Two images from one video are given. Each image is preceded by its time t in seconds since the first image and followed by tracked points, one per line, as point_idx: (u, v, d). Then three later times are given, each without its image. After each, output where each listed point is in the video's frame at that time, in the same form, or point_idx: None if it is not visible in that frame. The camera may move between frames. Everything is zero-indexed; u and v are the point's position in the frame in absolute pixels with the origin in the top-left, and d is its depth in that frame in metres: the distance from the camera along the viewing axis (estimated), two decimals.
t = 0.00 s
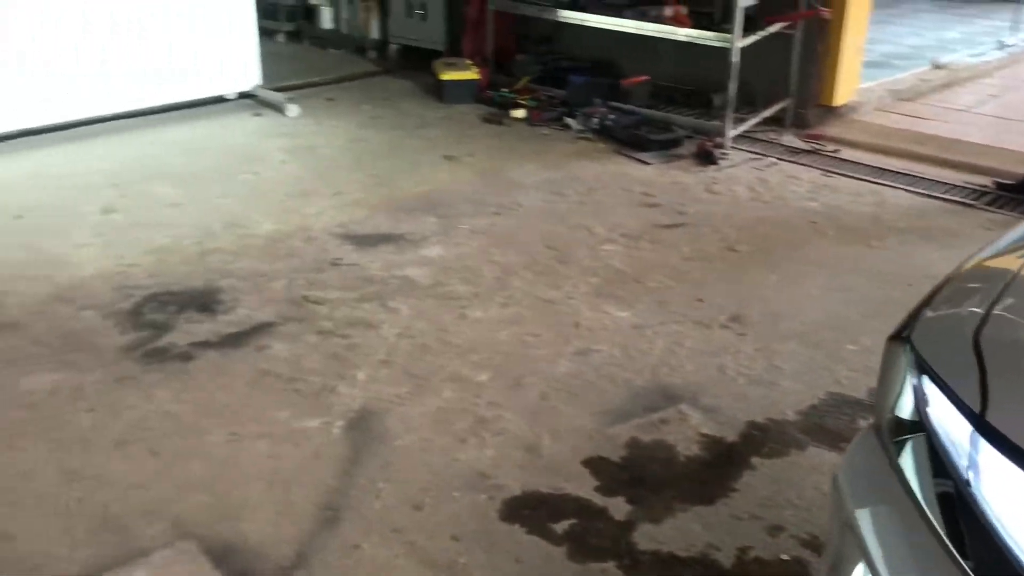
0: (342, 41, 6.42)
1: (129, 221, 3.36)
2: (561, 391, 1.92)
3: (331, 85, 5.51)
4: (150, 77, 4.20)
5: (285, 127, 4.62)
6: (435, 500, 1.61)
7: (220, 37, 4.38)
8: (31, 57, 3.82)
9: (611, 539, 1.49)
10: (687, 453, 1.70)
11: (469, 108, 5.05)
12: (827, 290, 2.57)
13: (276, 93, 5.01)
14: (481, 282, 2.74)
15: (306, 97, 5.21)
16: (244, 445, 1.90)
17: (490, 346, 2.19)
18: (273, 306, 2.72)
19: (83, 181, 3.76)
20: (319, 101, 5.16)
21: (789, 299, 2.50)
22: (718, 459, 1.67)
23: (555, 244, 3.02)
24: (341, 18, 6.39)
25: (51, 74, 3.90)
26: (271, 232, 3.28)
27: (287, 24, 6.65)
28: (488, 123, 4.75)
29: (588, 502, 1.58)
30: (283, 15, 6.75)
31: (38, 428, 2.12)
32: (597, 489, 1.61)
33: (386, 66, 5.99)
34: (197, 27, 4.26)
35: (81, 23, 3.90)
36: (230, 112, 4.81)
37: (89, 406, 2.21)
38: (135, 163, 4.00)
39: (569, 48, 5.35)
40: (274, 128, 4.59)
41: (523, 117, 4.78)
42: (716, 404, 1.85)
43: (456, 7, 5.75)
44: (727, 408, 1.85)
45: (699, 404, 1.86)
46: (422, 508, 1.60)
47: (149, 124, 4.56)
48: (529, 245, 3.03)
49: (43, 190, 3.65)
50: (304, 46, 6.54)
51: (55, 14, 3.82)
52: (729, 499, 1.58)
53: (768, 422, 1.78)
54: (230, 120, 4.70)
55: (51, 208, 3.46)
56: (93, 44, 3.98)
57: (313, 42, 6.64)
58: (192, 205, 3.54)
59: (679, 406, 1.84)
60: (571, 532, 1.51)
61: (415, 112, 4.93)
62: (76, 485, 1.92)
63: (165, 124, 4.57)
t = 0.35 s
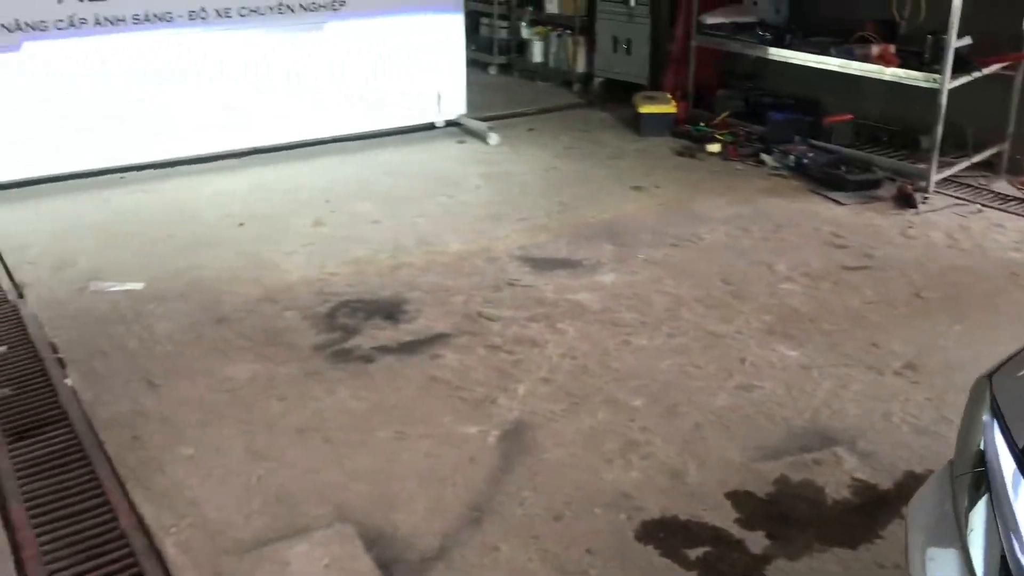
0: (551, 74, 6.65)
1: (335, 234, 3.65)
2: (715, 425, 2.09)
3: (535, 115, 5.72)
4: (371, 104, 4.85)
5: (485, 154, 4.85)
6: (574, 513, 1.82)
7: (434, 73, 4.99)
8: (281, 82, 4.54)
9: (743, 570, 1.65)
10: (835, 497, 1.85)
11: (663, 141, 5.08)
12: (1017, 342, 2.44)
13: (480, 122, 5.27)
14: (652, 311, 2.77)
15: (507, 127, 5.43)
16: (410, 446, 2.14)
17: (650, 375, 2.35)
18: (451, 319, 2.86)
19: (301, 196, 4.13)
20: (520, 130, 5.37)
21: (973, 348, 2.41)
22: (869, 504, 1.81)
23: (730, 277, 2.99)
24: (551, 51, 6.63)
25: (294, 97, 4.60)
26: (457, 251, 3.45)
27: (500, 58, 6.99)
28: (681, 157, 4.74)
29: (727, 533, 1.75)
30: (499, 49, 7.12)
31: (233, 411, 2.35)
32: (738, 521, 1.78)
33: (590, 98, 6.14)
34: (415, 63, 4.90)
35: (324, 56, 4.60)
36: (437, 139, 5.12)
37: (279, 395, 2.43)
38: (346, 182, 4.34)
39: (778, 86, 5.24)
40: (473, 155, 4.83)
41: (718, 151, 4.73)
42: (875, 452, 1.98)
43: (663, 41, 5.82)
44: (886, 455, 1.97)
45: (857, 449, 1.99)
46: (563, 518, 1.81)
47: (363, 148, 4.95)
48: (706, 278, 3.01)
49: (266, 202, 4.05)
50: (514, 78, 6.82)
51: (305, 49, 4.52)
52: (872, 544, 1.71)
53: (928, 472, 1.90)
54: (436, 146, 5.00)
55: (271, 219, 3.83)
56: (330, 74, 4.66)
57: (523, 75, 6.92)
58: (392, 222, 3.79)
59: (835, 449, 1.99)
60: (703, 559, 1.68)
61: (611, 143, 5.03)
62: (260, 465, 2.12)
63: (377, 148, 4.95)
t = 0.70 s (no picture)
0: (697, 131, 6.66)
1: (475, 281, 3.79)
2: (837, 486, 2.14)
3: (680, 171, 5.76)
4: (517, 157, 5.03)
5: (626, 208, 4.90)
6: (684, 564, 1.90)
7: (578, 128, 5.13)
8: (433, 137, 4.79)
9: None
10: (958, 567, 1.86)
11: (807, 199, 4.98)
12: None
13: (623, 177, 5.35)
14: (782, 368, 2.79)
15: (649, 182, 5.48)
16: (530, 488, 2.23)
17: (773, 432, 2.40)
18: (578, 367, 2.91)
19: (445, 243, 4.32)
20: (663, 185, 5.40)
21: None
22: None
23: (867, 339, 2.96)
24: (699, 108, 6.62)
25: (445, 151, 4.84)
26: (590, 301, 3.51)
27: (647, 114, 7.05)
28: (824, 215, 4.63)
29: None
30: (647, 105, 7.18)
31: (368, 443, 2.49)
32: None
33: (736, 155, 6.12)
34: (561, 120, 5.06)
35: (474, 113, 4.83)
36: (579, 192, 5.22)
37: (410, 431, 2.55)
38: (489, 231, 4.50)
39: (936, 147, 5.12)
40: (612, 208, 4.89)
41: (864, 211, 4.59)
42: (1005, 522, 1.98)
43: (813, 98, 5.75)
44: (1016, 527, 1.97)
45: (987, 520, 1.99)
46: (674, 568, 1.89)
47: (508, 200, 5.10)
48: (841, 338, 2.99)
49: (413, 248, 4.26)
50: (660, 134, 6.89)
51: (456, 106, 4.78)
52: None
53: None
54: (577, 199, 5.10)
55: (416, 264, 4.02)
56: (480, 129, 4.88)
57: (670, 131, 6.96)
58: (530, 271, 3.89)
59: (963, 519, 1.99)
60: None
61: (753, 200, 4.99)
62: (388, 496, 2.23)
63: (521, 199, 5.10)
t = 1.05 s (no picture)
0: (790, 175, 6.58)
1: (561, 322, 3.82)
2: (929, 544, 2.12)
3: (771, 215, 5.68)
4: (606, 199, 5.07)
5: (715, 252, 4.87)
6: None
7: (668, 171, 5.14)
8: (523, 179, 4.88)
9: None
10: None
11: (904, 246, 4.86)
12: None
13: (713, 220, 5.31)
14: (873, 420, 2.76)
15: (739, 226, 5.43)
16: (612, 530, 2.24)
17: (863, 485, 2.39)
18: (663, 411, 2.90)
19: (532, 283, 4.38)
20: (754, 229, 5.34)
21: None
22: None
23: (963, 393, 2.92)
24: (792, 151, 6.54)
25: (535, 192, 4.92)
26: (676, 345, 3.50)
27: (739, 157, 7.04)
28: (921, 263, 4.52)
29: None
30: (738, 148, 7.13)
31: (453, 478, 2.54)
32: None
33: (829, 200, 6.02)
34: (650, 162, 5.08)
35: (564, 155, 4.91)
36: (668, 235, 5.22)
37: (494, 469, 2.59)
38: (576, 272, 4.54)
39: None
40: (700, 252, 4.86)
41: (963, 259, 4.47)
42: None
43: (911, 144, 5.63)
44: None
45: None
46: None
47: (596, 241, 5.13)
48: (936, 391, 2.94)
49: (500, 287, 4.33)
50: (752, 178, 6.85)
51: (546, 149, 4.86)
52: None
53: None
54: (665, 242, 5.10)
55: (503, 304, 4.08)
56: (569, 172, 4.95)
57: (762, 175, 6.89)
58: (616, 313, 3.91)
59: None
60: None
61: (846, 245, 4.90)
62: (471, 532, 2.27)
63: (608, 241, 5.13)
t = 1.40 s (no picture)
0: (827, 182, 6.51)
1: (592, 328, 3.82)
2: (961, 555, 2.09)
3: (807, 223, 5.63)
4: (640, 205, 5.06)
5: (749, 259, 4.83)
6: None
7: (703, 177, 5.12)
8: (557, 185, 4.88)
9: None
10: None
11: (942, 254, 4.79)
12: None
13: (747, 227, 5.28)
14: (907, 428, 2.73)
15: (775, 233, 5.38)
16: (638, 536, 2.24)
17: (894, 494, 2.36)
18: (693, 418, 2.89)
19: (564, 290, 4.38)
20: (790, 236, 5.29)
21: None
22: None
23: (1000, 403, 2.88)
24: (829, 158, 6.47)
25: (569, 199, 4.93)
26: (708, 352, 3.48)
27: (776, 164, 7.00)
28: (959, 271, 4.45)
29: None
30: (775, 154, 7.07)
31: (480, 482, 2.55)
32: None
33: (866, 207, 5.95)
34: (685, 169, 5.06)
35: (598, 162, 4.91)
36: (702, 242, 5.20)
37: (522, 474, 2.59)
38: (608, 279, 4.54)
39: None
40: (734, 259, 4.83)
41: (1003, 268, 4.41)
42: None
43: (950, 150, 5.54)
44: None
45: None
46: None
47: (628, 248, 5.12)
48: (971, 401, 2.91)
49: (532, 293, 4.34)
50: (788, 185, 6.79)
51: (579, 156, 4.87)
52: None
53: None
54: (699, 249, 5.07)
55: (535, 310, 4.09)
56: (603, 178, 4.94)
57: (798, 182, 6.82)
58: (648, 320, 3.90)
59: None
60: None
61: (883, 253, 4.84)
62: (498, 536, 2.28)
63: (640, 248, 5.12)
